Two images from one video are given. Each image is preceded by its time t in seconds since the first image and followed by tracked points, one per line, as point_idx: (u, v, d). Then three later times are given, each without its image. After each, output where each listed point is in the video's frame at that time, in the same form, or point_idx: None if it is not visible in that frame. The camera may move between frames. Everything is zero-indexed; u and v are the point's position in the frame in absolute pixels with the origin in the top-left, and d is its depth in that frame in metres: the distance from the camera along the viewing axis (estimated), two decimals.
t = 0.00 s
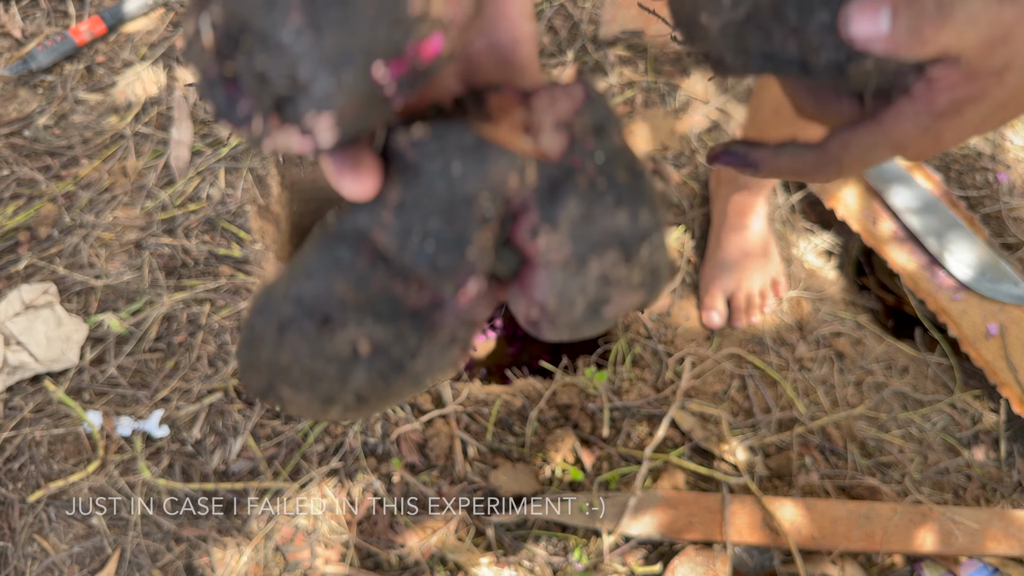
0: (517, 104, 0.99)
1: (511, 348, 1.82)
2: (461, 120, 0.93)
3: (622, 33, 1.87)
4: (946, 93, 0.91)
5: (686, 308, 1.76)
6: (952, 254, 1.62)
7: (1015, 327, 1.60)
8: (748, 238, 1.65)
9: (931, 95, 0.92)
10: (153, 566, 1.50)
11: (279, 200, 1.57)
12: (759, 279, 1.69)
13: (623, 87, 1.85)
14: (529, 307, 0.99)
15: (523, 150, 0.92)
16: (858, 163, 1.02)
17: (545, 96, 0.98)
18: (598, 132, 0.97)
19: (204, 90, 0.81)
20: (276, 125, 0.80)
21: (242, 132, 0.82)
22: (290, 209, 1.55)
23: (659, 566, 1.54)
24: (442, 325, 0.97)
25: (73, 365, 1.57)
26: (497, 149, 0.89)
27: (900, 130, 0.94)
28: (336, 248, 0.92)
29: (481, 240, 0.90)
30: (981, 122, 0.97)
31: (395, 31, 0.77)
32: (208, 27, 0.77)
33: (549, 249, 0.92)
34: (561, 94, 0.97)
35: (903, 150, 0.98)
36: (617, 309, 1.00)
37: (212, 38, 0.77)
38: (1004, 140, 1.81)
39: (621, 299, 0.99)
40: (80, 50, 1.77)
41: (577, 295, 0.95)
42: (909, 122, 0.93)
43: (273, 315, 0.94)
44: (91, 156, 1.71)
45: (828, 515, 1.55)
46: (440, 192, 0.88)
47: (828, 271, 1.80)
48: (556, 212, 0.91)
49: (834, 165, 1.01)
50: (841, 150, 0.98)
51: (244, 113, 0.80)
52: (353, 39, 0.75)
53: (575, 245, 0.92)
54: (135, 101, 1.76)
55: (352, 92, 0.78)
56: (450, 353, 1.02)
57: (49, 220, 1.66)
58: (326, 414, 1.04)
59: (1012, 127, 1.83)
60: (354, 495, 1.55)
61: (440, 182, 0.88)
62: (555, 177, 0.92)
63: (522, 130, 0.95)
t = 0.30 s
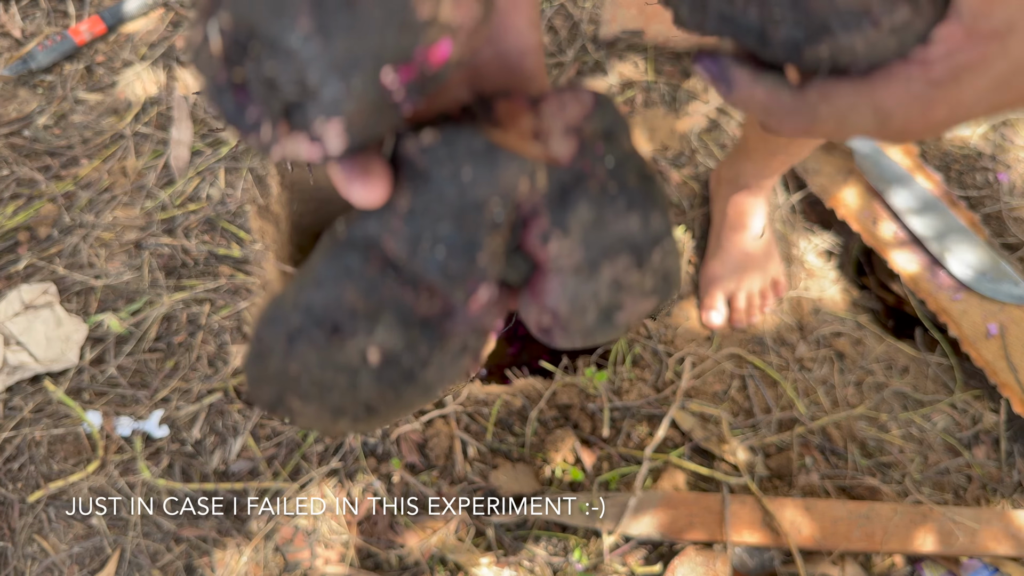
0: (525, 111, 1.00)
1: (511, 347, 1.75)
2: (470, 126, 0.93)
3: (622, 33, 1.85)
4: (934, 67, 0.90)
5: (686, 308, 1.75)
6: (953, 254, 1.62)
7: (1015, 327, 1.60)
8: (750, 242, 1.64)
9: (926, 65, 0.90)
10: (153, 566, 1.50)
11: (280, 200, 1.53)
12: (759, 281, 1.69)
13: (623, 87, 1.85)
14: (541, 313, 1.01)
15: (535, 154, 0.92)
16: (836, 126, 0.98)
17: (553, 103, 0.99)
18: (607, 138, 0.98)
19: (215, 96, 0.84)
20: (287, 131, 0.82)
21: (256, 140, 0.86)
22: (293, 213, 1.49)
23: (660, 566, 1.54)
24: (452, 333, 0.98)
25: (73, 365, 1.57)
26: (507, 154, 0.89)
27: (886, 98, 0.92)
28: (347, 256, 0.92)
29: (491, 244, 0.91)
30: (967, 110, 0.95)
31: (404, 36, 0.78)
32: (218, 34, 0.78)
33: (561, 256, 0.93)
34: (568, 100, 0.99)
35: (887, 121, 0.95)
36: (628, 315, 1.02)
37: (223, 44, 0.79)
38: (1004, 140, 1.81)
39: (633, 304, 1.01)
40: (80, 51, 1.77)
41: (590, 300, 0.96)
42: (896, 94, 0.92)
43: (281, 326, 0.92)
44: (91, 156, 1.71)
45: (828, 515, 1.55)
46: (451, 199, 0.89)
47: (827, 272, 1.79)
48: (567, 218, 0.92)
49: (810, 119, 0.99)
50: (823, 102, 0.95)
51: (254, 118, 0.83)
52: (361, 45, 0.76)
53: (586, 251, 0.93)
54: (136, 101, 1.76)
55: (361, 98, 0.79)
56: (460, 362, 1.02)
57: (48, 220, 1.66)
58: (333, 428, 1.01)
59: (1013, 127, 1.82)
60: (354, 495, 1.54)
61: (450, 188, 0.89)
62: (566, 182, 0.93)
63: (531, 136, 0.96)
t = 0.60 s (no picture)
0: (522, 138, 0.97)
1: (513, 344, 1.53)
2: (463, 156, 0.91)
3: (622, 33, 1.85)
4: (906, 63, 0.86)
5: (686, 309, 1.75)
6: (952, 253, 1.61)
7: (1016, 327, 1.60)
8: (743, 247, 1.66)
9: (897, 60, 0.86)
10: (153, 567, 1.50)
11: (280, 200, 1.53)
12: (759, 281, 1.68)
13: (623, 87, 1.84)
14: (532, 348, 0.96)
15: (528, 188, 0.90)
16: (829, 151, 0.87)
17: (551, 132, 0.96)
18: (605, 169, 0.95)
19: (198, 127, 0.79)
20: (273, 162, 0.77)
21: (234, 169, 0.79)
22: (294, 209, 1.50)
23: (660, 566, 1.54)
24: (443, 367, 0.93)
25: (72, 365, 1.57)
26: (501, 188, 0.88)
27: (869, 98, 0.84)
28: (333, 287, 0.90)
29: (483, 281, 0.89)
30: (955, 105, 0.89)
31: (398, 69, 0.75)
32: (205, 62, 0.76)
33: (554, 291, 0.91)
34: (567, 129, 0.96)
35: (880, 126, 0.86)
36: (623, 352, 0.98)
37: (210, 74, 0.76)
38: (1005, 140, 1.80)
39: (628, 341, 0.96)
40: (80, 50, 1.76)
41: (583, 336, 0.92)
42: (879, 93, 0.85)
43: (267, 356, 0.91)
44: (91, 156, 1.70)
45: (828, 515, 1.55)
46: (442, 232, 0.87)
47: (828, 271, 1.79)
48: (560, 252, 0.90)
49: (807, 154, 0.84)
50: (809, 121, 0.84)
51: (238, 150, 0.78)
52: (352, 76, 0.73)
53: (580, 285, 0.90)
54: (135, 101, 1.75)
55: (352, 130, 0.76)
56: (451, 398, 0.96)
57: (48, 220, 1.66)
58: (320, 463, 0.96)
59: (1014, 127, 1.81)
60: (354, 495, 1.54)
61: (441, 222, 0.87)
62: (561, 217, 0.90)
63: (526, 167, 0.93)
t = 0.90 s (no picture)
0: (523, 162, 0.93)
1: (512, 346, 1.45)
2: (462, 183, 0.88)
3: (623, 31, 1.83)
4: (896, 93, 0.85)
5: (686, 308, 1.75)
6: (953, 253, 1.61)
7: (1017, 328, 1.60)
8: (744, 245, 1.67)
9: (889, 90, 0.85)
10: (153, 567, 1.50)
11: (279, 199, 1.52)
12: (760, 279, 1.68)
13: (623, 86, 1.82)
14: (533, 376, 0.92)
15: (528, 215, 0.87)
16: (827, 189, 0.81)
17: (552, 156, 0.93)
18: (607, 195, 0.91)
19: (192, 157, 0.78)
20: (271, 193, 0.77)
21: (232, 201, 0.79)
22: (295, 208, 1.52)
23: (660, 566, 1.56)
24: (442, 395, 0.94)
25: (72, 365, 1.58)
26: (502, 215, 0.86)
27: (863, 132, 0.82)
28: (331, 316, 0.89)
29: (484, 309, 0.86)
30: (949, 132, 0.88)
31: (398, 99, 0.75)
32: (204, 92, 0.76)
33: (556, 319, 0.88)
34: (569, 154, 0.93)
35: (877, 160, 0.83)
36: (627, 379, 0.94)
37: (208, 105, 0.76)
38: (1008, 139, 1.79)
39: (631, 369, 0.93)
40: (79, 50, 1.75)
41: (585, 364, 0.90)
42: (872, 125, 0.83)
43: (263, 386, 0.89)
44: (91, 155, 1.69)
45: (829, 516, 1.55)
46: (442, 260, 0.85)
47: (828, 271, 1.77)
48: (562, 281, 0.87)
49: (806, 192, 0.78)
50: (801, 158, 0.78)
51: (235, 180, 0.77)
52: (351, 106, 0.73)
53: (582, 313, 0.88)
54: (134, 101, 1.72)
55: (351, 159, 0.75)
56: (450, 426, 0.97)
57: (47, 220, 1.66)
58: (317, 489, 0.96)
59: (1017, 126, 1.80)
60: (354, 495, 1.53)
61: (440, 250, 0.85)
62: (562, 244, 0.88)
63: (527, 193, 0.90)
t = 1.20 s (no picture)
0: (519, 159, 0.95)
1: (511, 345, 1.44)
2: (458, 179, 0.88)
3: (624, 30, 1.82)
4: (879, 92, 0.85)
5: (686, 307, 1.72)
6: (953, 253, 1.61)
7: (1017, 327, 1.59)
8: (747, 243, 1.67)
9: (871, 87, 0.85)
10: (153, 567, 1.52)
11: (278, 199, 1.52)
12: (762, 277, 1.69)
13: (623, 86, 1.82)
14: (530, 373, 0.93)
15: (527, 211, 0.87)
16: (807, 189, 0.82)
17: (548, 153, 0.94)
18: (604, 192, 0.91)
19: (186, 154, 0.77)
20: (267, 191, 0.77)
21: (227, 198, 0.78)
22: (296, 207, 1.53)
23: (660, 566, 1.57)
24: (439, 394, 0.94)
25: (72, 365, 1.59)
26: (499, 212, 0.84)
27: (842, 131, 0.82)
28: (327, 314, 0.87)
29: (482, 307, 0.85)
30: (933, 133, 0.87)
31: (395, 95, 0.75)
32: (198, 89, 0.75)
33: (554, 316, 0.88)
34: (565, 150, 0.93)
35: (858, 161, 0.84)
36: (625, 375, 0.94)
37: (202, 102, 0.75)
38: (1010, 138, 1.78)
39: (629, 366, 0.93)
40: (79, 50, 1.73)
41: (584, 361, 0.90)
42: (852, 124, 0.83)
43: (259, 387, 0.87)
44: (90, 155, 1.67)
45: (829, 516, 1.55)
46: (440, 257, 0.84)
47: (828, 272, 1.76)
48: (560, 277, 0.87)
49: (782, 192, 0.78)
50: (780, 156, 0.79)
51: (230, 178, 0.77)
52: (348, 102, 0.72)
53: (580, 310, 0.88)
54: (135, 101, 1.69)
55: (349, 156, 0.75)
56: (447, 425, 0.98)
57: (46, 220, 1.65)
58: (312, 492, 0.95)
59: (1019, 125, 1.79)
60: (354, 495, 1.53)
61: (438, 247, 0.84)
62: (560, 240, 0.88)
63: (523, 190, 0.91)
